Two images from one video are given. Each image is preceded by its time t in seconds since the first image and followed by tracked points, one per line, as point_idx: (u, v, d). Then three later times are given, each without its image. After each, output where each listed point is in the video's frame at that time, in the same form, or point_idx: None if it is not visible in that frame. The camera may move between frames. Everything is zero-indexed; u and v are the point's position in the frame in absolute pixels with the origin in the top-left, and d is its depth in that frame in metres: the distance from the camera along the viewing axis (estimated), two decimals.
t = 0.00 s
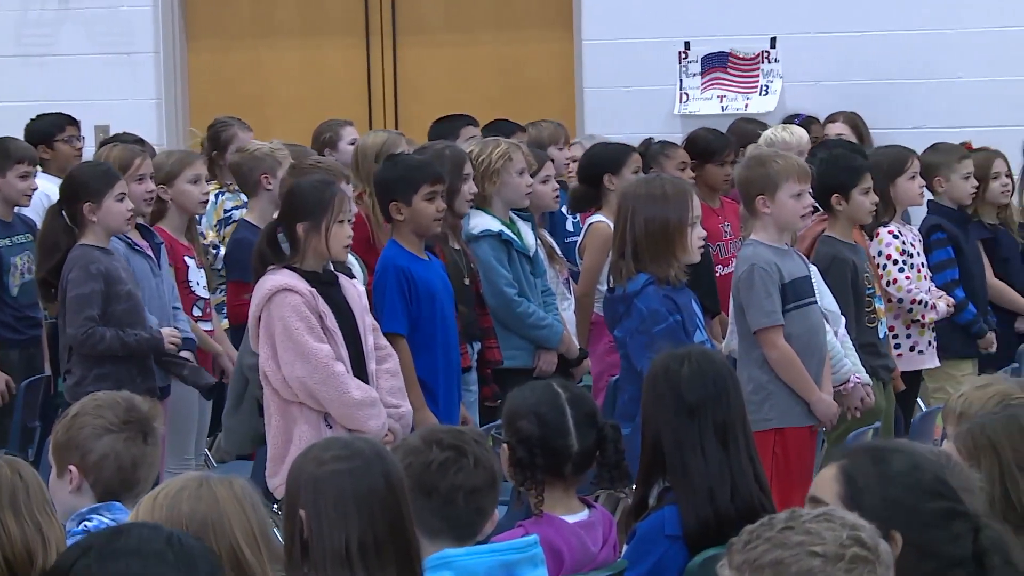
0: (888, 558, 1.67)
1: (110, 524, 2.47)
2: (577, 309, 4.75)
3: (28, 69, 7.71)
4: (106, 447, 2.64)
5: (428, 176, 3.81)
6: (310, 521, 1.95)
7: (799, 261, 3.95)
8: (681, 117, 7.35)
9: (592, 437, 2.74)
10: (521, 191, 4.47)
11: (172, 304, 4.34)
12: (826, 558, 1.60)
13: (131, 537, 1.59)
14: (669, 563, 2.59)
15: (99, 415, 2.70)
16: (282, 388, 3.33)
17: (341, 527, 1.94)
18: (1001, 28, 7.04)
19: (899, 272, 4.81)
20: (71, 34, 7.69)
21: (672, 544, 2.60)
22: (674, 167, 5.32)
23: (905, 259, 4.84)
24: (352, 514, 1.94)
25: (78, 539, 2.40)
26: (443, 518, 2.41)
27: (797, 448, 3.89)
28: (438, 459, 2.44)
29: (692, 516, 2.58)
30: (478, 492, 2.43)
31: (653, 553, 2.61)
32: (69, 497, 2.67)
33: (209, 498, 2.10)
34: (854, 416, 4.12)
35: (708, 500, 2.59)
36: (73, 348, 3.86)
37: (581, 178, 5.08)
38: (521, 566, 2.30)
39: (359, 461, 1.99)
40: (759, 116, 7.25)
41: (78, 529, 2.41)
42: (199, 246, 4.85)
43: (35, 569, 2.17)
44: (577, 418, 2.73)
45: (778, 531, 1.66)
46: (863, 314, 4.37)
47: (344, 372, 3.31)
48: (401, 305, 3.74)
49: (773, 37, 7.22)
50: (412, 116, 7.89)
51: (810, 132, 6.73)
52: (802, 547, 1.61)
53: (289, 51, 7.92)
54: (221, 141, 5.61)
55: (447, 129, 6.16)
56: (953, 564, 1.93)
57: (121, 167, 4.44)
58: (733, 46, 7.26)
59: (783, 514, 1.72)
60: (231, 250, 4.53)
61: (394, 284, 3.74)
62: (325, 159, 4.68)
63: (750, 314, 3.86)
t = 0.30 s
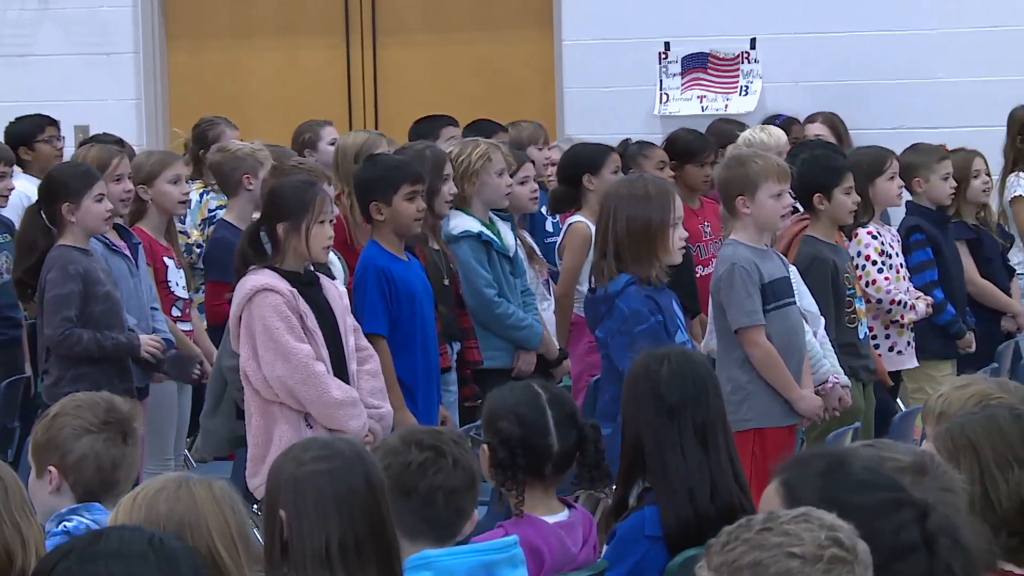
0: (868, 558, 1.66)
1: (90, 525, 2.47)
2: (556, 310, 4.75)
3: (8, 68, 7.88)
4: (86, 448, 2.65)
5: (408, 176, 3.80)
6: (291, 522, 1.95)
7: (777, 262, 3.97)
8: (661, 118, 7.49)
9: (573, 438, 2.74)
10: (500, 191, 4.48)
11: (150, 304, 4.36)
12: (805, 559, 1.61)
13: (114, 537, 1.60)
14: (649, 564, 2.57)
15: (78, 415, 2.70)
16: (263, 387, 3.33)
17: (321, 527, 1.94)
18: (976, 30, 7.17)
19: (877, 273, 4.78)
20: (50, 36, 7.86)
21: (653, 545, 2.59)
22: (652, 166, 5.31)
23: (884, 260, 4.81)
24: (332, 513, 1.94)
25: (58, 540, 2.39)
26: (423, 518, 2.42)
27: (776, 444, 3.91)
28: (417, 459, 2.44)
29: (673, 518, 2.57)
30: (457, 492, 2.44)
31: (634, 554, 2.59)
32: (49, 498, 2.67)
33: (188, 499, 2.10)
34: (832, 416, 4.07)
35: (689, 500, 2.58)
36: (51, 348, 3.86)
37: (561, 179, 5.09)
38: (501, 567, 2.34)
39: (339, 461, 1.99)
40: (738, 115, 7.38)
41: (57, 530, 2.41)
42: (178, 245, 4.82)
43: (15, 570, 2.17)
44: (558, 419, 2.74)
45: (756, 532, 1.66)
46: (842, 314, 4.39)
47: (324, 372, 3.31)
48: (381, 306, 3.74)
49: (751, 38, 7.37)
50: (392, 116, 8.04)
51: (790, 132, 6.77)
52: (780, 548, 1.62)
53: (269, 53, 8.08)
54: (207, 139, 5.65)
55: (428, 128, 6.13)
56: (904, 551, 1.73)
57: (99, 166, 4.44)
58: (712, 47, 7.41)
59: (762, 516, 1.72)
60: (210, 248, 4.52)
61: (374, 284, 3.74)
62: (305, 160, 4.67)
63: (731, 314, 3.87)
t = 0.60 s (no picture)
0: (846, 560, 1.67)
1: (68, 526, 2.47)
2: (535, 311, 4.77)
3: None
4: (64, 449, 2.65)
5: (386, 177, 3.80)
6: (269, 523, 1.96)
7: (754, 263, 3.98)
8: (639, 119, 7.52)
9: (553, 441, 2.75)
10: (479, 192, 4.47)
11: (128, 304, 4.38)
12: (784, 561, 1.60)
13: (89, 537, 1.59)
14: (627, 565, 2.60)
15: (56, 416, 2.70)
16: (240, 388, 3.33)
17: (298, 529, 1.94)
18: (941, 31, 7.18)
19: (855, 273, 4.77)
20: (27, 36, 7.88)
21: (631, 545, 2.61)
22: (629, 167, 5.39)
23: (862, 261, 4.80)
24: (311, 515, 1.94)
25: (35, 541, 2.39)
26: (401, 520, 2.42)
27: (753, 441, 3.92)
28: (394, 462, 2.44)
29: (651, 519, 2.59)
30: (434, 494, 2.44)
31: (611, 556, 2.62)
32: (26, 499, 2.68)
33: (166, 501, 2.11)
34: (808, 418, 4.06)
35: (668, 502, 2.61)
36: (26, 347, 3.87)
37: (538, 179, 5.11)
38: (479, 568, 2.35)
39: (317, 463, 1.99)
40: (715, 117, 7.44)
41: (34, 531, 2.41)
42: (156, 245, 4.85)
43: None
44: (539, 421, 2.73)
45: (736, 532, 1.66)
46: (820, 315, 4.40)
47: (302, 373, 3.32)
48: (360, 305, 3.74)
49: (729, 38, 7.38)
50: (371, 117, 8.01)
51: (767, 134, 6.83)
52: (759, 549, 1.61)
53: (247, 54, 8.09)
54: (192, 141, 5.63)
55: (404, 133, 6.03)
56: (872, 549, 1.74)
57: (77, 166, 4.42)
58: (690, 48, 7.43)
59: (741, 517, 1.72)
60: (190, 249, 4.56)
61: (353, 283, 3.73)
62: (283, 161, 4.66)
63: (710, 314, 3.87)
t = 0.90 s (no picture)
0: (824, 560, 1.66)
1: (47, 525, 2.47)
2: (515, 311, 4.81)
3: None
4: (42, 449, 2.65)
5: (365, 179, 3.86)
6: (248, 525, 1.99)
7: (732, 262, 3.98)
8: (618, 120, 7.46)
9: (533, 442, 2.76)
10: (458, 193, 4.49)
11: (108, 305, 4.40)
12: (762, 561, 1.60)
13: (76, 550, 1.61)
14: (604, 567, 2.65)
15: (35, 416, 2.71)
16: (219, 388, 3.36)
17: (277, 531, 1.97)
18: (937, 32, 7.21)
19: (834, 274, 4.80)
20: (6, 37, 7.74)
21: (610, 546, 2.66)
22: (608, 168, 5.39)
23: (841, 261, 4.82)
24: (289, 515, 1.98)
25: (13, 544, 2.37)
26: (381, 521, 2.45)
27: (733, 442, 3.92)
28: (372, 462, 2.48)
29: (631, 520, 2.63)
30: (413, 495, 2.47)
31: (589, 557, 2.67)
32: (3, 500, 2.66)
33: (142, 502, 2.16)
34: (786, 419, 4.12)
35: (646, 503, 2.65)
36: (3, 349, 3.85)
37: (517, 180, 5.12)
38: (459, 568, 2.37)
39: (296, 464, 2.03)
40: (694, 117, 7.38)
41: (11, 533, 2.40)
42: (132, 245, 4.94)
43: None
44: (520, 422, 2.75)
45: (714, 533, 1.66)
46: (798, 316, 4.40)
47: (281, 373, 3.35)
48: (340, 307, 3.78)
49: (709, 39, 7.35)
50: (351, 117, 7.85)
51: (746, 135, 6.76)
52: (737, 550, 1.61)
53: (225, 55, 7.91)
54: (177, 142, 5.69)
55: (386, 133, 5.98)
56: (852, 550, 1.72)
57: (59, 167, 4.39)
58: (668, 48, 7.40)
59: (720, 516, 1.72)
60: (169, 250, 4.53)
61: (334, 285, 3.78)
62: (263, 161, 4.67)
63: (686, 315, 3.87)
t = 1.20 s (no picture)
0: (793, 561, 1.68)
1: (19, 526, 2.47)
2: (489, 312, 4.82)
3: None
4: (15, 450, 2.66)
5: (340, 179, 3.88)
6: (221, 525, 2.00)
7: (703, 264, 4.03)
8: (591, 121, 7.47)
9: (508, 442, 2.79)
10: (431, 193, 4.48)
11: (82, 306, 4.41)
12: (729, 563, 1.62)
13: (33, 545, 1.78)
14: (578, 567, 2.66)
15: (7, 417, 2.70)
16: (192, 388, 3.38)
17: (251, 531, 1.98)
18: (932, 32, 7.20)
19: (809, 277, 4.87)
20: None
21: (584, 546, 2.67)
22: (584, 170, 5.31)
23: (815, 262, 4.90)
24: (262, 518, 1.99)
25: None
26: (354, 522, 2.51)
27: (705, 443, 3.96)
28: (347, 463, 2.53)
29: (604, 520, 2.65)
30: (388, 496, 2.52)
31: (562, 558, 2.68)
32: None
33: (111, 504, 2.17)
34: (761, 419, 4.20)
35: (620, 504, 2.66)
36: None
37: (491, 181, 5.15)
38: (433, 570, 2.38)
39: (268, 465, 2.04)
40: (668, 119, 7.38)
41: None
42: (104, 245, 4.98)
43: None
44: (495, 422, 2.77)
45: (683, 535, 1.68)
46: (773, 316, 4.46)
47: (254, 374, 3.37)
48: (314, 309, 3.81)
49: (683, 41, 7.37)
50: (327, 120, 7.86)
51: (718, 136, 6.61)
52: (705, 552, 1.63)
53: (202, 55, 7.92)
54: (152, 142, 5.79)
55: (362, 133, 5.97)
56: (823, 551, 1.78)
57: (36, 167, 4.38)
58: (641, 50, 7.40)
59: (690, 518, 1.74)
60: (142, 251, 4.50)
61: (307, 287, 3.80)
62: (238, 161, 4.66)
63: (656, 318, 3.91)
